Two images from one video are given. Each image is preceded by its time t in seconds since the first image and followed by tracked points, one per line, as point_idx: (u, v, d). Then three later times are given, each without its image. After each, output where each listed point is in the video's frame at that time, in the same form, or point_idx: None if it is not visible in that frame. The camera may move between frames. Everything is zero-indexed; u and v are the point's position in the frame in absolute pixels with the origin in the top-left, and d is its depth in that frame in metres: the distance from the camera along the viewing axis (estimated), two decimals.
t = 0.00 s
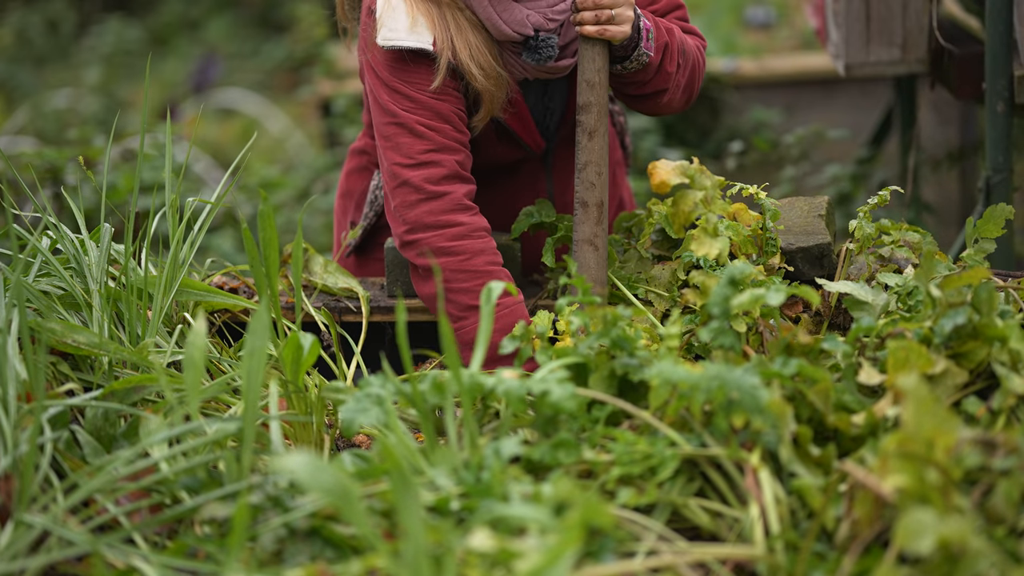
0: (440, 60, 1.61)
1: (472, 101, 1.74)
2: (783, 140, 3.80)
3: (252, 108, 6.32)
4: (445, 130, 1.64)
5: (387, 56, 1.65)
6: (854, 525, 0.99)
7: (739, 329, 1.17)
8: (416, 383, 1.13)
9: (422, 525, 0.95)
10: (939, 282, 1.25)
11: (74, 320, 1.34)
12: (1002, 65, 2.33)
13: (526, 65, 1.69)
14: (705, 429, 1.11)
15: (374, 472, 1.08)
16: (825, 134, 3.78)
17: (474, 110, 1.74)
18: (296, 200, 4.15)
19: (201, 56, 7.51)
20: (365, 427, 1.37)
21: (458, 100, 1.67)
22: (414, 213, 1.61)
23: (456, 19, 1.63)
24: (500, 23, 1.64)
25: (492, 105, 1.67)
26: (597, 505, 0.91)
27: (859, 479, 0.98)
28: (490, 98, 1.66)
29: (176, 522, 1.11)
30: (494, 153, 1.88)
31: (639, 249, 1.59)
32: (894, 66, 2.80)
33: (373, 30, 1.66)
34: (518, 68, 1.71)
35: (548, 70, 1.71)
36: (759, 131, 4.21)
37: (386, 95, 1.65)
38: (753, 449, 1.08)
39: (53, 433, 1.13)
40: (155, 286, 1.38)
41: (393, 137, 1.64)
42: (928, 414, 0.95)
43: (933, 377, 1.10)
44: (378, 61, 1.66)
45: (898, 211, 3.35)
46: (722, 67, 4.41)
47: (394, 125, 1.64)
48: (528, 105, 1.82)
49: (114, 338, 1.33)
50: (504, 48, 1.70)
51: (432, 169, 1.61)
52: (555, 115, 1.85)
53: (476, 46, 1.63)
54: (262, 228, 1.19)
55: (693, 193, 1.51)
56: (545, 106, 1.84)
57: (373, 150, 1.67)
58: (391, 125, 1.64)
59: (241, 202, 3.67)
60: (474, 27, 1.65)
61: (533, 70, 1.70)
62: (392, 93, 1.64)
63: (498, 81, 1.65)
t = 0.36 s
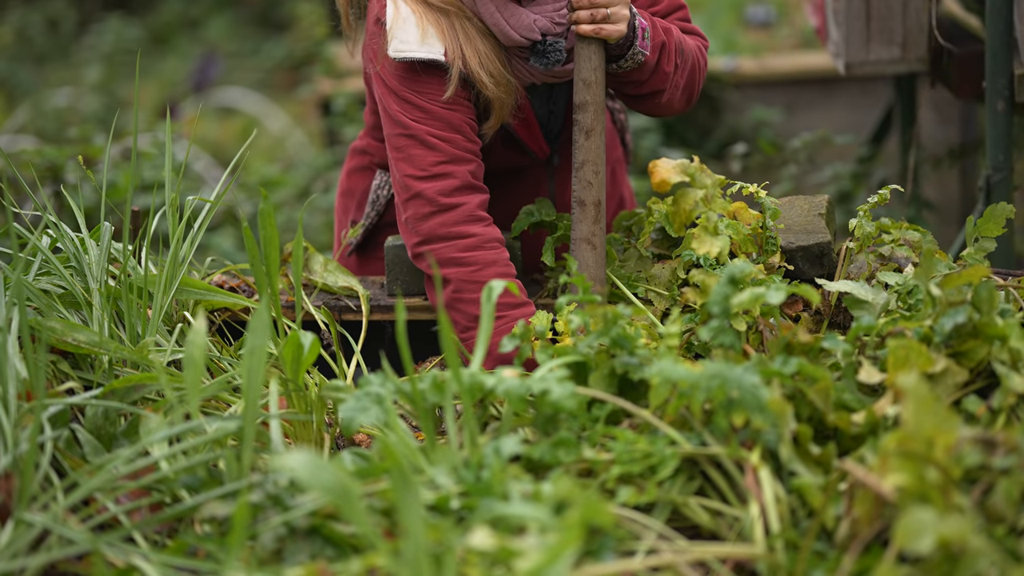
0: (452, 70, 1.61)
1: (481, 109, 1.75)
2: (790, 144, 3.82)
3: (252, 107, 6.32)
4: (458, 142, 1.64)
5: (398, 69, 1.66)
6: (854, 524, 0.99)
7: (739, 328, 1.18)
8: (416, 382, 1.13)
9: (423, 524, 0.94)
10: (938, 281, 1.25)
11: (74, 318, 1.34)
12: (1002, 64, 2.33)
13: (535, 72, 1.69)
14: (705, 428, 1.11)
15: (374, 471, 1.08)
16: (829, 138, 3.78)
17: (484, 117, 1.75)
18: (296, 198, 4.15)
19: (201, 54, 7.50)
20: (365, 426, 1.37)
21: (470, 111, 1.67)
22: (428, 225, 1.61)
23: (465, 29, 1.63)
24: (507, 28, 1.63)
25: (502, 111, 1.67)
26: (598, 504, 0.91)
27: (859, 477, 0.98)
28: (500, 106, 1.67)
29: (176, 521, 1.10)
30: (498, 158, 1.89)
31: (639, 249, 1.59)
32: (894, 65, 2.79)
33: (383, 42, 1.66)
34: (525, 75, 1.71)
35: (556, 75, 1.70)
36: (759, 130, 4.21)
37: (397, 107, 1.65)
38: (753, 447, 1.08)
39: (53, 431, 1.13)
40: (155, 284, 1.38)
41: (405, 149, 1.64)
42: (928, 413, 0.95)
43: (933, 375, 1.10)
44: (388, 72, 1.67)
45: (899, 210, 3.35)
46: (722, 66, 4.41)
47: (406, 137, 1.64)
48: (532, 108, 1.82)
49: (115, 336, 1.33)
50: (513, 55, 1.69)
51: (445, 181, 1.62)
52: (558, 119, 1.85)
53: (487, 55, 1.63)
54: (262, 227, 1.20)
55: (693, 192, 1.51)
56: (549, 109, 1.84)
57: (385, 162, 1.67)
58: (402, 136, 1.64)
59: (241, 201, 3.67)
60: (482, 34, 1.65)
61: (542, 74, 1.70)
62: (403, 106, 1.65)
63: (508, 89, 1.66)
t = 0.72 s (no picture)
0: (449, 76, 1.62)
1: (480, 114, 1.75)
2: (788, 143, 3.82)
3: (251, 106, 6.33)
4: (451, 145, 1.64)
5: (397, 71, 1.66)
6: (854, 521, 0.99)
7: (738, 326, 1.18)
8: (415, 379, 1.14)
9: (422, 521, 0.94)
10: (938, 279, 1.25)
11: (74, 316, 1.34)
12: (1001, 61, 2.33)
13: (537, 76, 1.69)
14: (704, 425, 1.11)
15: (373, 469, 1.08)
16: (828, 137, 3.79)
17: (481, 123, 1.75)
18: (296, 196, 4.16)
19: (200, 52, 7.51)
20: (364, 424, 1.37)
21: (466, 116, 1.67)
22: (416, 225, 1.60)
23: (465, 33, 1.64)
24: (508, 33, 1.63)
25: (500, 119, 1.68)
26: (597, 502, 0.91)
27: (859, 475, 0.98)
28: (496, 110, 1.66)
29: (176, 518, 1.10)
30: (498, 161, 1.89)
31: (638, 246, 1.60)
32: (892, 62, 2.80)
33: (384, 45, 1.67)
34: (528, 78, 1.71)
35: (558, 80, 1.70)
36: (758, 128, 4.21)
37: (394, 108, 1.65)
38: (752, 445, 1.08)
39: (52, 429, 1.13)
40: (154, 283, 1.38)
41: (399, 150, 1.64)
42: (928, 410, 0.94)
43: (932, 373, 1.10)
44: (388, 75, 1.67)
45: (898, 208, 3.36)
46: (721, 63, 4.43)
47: (400, 138, 1.64)
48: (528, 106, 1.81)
49: (114, 335, 1.33)
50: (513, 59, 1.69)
51: (434, 182, 1.61)
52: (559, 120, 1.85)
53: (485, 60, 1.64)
54: (262, 224, 1.20)
55: (692, 189, 1.48)
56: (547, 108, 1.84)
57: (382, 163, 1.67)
58: (397, 137, 1.64)
59: (241, 199, 3.68)
60: (482, 40, 1.65)
61: (543, 80, 1.70)
62: (400, 107, 1.65)
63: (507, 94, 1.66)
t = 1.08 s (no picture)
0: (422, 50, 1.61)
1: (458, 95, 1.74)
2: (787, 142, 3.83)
3: (250, 103, 6.33)
4: (415, 116, 1.63)
5: (372, 41, 1.66)
6: (852, 518, 0.99)
7: (737, 323, 1.19)
8: (414, 376, 1.13)
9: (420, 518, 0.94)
10: (937, 275, 1.24)
11: (73, 313, 1.34)
12: (999, 58, 2.33)
13: (523, 61, 1.69)
14: (703, 422, 1.11)
15: (372, 466, 1.08)
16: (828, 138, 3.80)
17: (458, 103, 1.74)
18: (295, 193, 4.16)
19: (199, 48, 7.51)
20: (363, 421, 1.37)
21: (439, 91, 1.67)
22: (369, 190, 1.62)
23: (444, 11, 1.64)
24: (492, 16, 1.64)
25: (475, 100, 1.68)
26: (596, 499, 0.91)
27: (857, 471, 0.98)
28: (474, 91, 1.67)
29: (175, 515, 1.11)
30: (491, 146, 1.88)
31: (637, 243, 1.59)
32: (892, 59, 2.82)
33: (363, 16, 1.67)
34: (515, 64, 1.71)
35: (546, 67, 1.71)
36: (756, 125, 4.23)
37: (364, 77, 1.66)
38: (751, 442, 1.08)
39: (51, 425, 1.13)
40: (153, 279, 1.38)
41: (365, 118, 1.65)
42: (926, 407, 0.94)
43: (931, 370, 1.10)
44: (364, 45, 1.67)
45: (897, 206, 3.38)
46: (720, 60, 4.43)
47: (366, 106, 1.65)
48: (520, 93, 1.81)
49: (113, 332, 1.33)
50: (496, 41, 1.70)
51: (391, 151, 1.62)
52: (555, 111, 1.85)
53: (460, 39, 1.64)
54: (262, 221, 1.20)
55: (692, 187, 1.49)
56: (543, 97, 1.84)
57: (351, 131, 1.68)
58: (363, 105, 1.66)
59: (240, 196, 3.68)
60: (463, 20, 1.66)
61: (531, 66, 1.70)
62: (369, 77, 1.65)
63: (483, 77, 1.66)
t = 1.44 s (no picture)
0: None
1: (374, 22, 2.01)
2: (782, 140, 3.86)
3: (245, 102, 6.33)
4: (305, 12, 1.93)
5: None
6: (848, 518, 0.99)
7: (733, 323, 1.21)
8: (409, 376, 1.13)
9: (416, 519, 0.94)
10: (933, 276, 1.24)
11: (67, 313, 1.34)
12: (994, 57, 2.35)
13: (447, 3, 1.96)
14: (699, 423, 1.11)
15: (368, 466, 1.07)
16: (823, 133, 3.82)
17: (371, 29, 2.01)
18: (290, 193, 4.17)
19: (193, 47, 7.51)
20: (358, 421, 1.37)
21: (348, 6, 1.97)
22: (252, 55, 1.93)
23: None
24: None
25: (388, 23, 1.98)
26: (592, 499, 0.90)
27: (853, 472, 0.98)
28: (378, 15, 1.97)
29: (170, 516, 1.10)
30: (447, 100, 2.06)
31: (632, 244, 1.62)
32: (887, 59, 2.82)
33: None
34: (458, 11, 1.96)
35: (472, 16, 1.96)
36: (753, 125, 4.33)
37: None
38: (747, 442, 1.08)
39: (46, 427, 1.13)
40: (149, 279, 1.38)
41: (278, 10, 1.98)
42: (922, 407, 0.94)
43: (927, 370, 1.10)
44: None
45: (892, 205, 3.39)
46: (715, 60, 4.49)
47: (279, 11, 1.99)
48: (471, 55, 2.04)
49: (108, 332, 1.33)
50: None
51: (280, 32, 1.93)
52: (505, 76, 2.02)
53: None
54: (260, 219, 1.23)
55: (687, 187, 1.54)
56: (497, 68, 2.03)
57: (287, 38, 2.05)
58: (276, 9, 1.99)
59: (234, 196, 3.68)
60: None
61: (460, 12, 1.96)
62: None
63: (392, 5, 1.96)
